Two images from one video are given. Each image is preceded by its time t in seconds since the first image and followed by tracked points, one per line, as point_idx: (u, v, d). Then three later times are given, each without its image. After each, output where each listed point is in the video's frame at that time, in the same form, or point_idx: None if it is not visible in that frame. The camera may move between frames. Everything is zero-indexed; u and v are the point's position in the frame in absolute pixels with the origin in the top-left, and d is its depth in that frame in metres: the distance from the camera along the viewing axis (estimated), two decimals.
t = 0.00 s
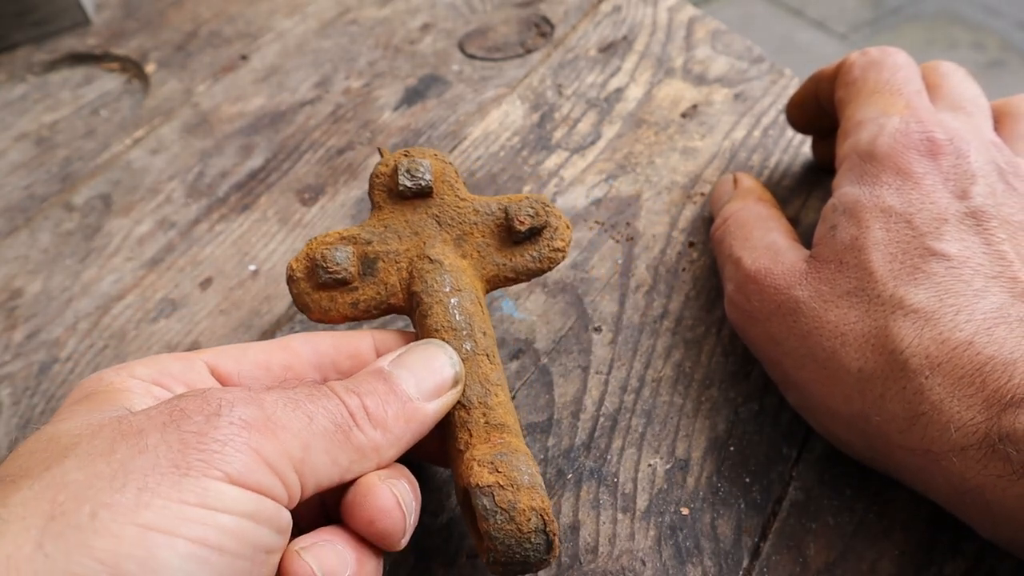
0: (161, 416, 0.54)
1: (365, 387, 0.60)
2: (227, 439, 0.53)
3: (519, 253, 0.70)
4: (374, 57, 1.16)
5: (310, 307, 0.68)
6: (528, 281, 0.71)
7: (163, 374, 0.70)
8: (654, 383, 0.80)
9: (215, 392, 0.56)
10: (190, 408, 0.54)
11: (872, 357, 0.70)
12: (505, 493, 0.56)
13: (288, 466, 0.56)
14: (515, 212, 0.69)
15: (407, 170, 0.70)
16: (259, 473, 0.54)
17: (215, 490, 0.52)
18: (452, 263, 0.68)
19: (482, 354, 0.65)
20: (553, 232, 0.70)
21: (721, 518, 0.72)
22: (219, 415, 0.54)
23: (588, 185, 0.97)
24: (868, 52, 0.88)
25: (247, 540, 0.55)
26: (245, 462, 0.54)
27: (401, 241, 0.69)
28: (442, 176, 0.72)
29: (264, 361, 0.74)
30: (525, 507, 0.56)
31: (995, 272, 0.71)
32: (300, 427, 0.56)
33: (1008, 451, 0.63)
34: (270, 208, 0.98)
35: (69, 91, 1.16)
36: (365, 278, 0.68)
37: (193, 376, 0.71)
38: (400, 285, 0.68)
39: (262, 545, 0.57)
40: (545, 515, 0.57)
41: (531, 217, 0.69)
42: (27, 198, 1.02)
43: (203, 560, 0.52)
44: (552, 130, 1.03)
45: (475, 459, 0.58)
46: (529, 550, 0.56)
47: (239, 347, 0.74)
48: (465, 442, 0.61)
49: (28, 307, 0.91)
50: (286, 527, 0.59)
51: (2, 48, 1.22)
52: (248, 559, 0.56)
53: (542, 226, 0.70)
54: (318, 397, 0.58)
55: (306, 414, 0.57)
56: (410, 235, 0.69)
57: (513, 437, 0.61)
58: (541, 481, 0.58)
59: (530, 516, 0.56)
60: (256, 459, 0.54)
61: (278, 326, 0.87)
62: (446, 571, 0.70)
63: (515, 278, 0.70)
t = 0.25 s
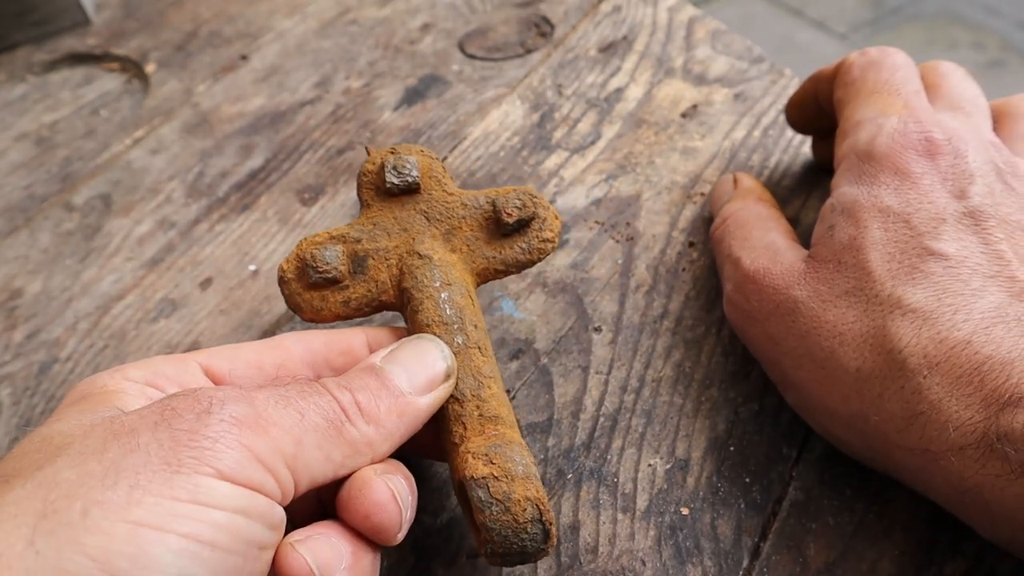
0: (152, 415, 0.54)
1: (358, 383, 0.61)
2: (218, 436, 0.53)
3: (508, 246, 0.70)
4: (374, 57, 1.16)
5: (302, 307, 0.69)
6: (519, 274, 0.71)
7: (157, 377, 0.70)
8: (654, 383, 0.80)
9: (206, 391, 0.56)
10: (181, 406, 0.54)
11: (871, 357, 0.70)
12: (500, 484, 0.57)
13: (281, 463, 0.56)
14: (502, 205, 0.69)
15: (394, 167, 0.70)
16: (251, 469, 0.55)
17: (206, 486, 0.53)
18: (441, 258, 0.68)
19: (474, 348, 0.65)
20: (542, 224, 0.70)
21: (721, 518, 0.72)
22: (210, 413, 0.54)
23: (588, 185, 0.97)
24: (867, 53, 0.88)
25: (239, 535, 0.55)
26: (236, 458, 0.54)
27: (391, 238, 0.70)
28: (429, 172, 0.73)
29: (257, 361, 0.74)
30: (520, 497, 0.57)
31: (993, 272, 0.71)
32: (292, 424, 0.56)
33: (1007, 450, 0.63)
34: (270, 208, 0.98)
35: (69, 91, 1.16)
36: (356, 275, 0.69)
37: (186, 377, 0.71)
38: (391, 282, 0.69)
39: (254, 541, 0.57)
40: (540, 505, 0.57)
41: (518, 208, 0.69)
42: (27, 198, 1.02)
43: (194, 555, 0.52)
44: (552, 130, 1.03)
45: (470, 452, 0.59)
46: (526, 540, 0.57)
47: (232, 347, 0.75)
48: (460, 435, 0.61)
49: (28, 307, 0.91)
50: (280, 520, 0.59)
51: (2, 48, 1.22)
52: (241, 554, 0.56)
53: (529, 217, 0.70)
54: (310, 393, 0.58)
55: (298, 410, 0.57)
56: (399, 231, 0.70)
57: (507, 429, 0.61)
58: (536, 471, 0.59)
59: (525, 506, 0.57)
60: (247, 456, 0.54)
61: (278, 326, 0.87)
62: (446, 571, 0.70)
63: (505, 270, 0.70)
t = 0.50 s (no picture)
0: (123, 409, 0.56)
1: (333, 367, 0.62)
2: (188, 422, 0.55)
3: (476, 229, 0.70)
4: (374, 57, 1.16)
5: (278, 305, 0.69)
6: (492, 257, 0.72)
7: (136, 385, 0.71)
8: (654, 383, 0.80)
9: (178, 383, 0.57)
10: (151, 398, 0.56)
11: (870, 357, 0.70)
12: (483, 452, 0.57)
13: (253, 447, 0.57)
14: (467, 189, 0.70)
15: (359, 162, 0.71)
16: (224, 452, 0.55)
17: (177, 470, 0.54)
18: (412, 245, 0.69)
19: (451, 328, 0.65)
20: (509, 205, 0.71)
21: (721, 518, 0.72)
22: (179, 401, 0.56)
23: (588, 185, 0.97)
24: (864, 54, 0.88)
25: (216, 519, 0.56)
26: (206, 443, 0.55)
27: (361, 230, 0.70)
28: (394, 166, 0.73)
29: (233, 361, 0.75)
30: (504, 464, 0.57)
31: (992, 271, 0.71)
32: (264, 408, 0.58)
33: (1006, 450, 0.63)
34: (270, 208, 0.98)
35: (69, 91, 1.16)
36: (329, 269, 0.69)
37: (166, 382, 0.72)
38: (365, 272, 0.69)
39: (231, 527, 0.57)
40: (525, 471, 0.57)
41: (484, 191, 0.70)
42: (27, 198, 1.02)
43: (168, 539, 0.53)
44: (552, 130, 1.03)
45: (451, 427, 0.59)
46: (514, 507, 0.57)
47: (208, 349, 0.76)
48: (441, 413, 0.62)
49: (28, 307, 0.91)
50: (262, 503, 0.60)
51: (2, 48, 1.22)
52: (220, 539, 0.57)
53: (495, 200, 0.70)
54: (282, 380, 0.60)
55: (270, 396, 0.58)
56: (369, 223, 0.70)
57: (487, 401, 0.61)
58: (518, 439, 0.59)
59: (510, 473, 0.57)
60: (219, 440, 0.55)
61: (278, 325, 0.87)
62: (446, 571, 0.70)
63: (477, 254, 0.70)
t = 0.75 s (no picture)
0: (116, 413, 0.56)
1: (327, 367, 0.63)
2: (180, 424, 0.55)
3: (468, 225, 0.70)
4: (374, 57, 1.16)
5: (271, 306, 0.69)
6: (485, 252, 0.72)
7: (131, 387, 0.71)
8: (654, 383, 0.80)
9: (171, 385, 0.58)
10: (144, 400, 0.56)
11: (870, 357, 0.70)
12: (478, 448, 0.57)
13: (247, 447, 0.57)
14: (459, 185, 0.70)
15: (349, 161, 0.71)
16: (218, 453, 0.56)
17: (170, 473, 0.53)
18: (404, 242, 0.69)
19: (445, 324, 0.65)
20: (501, 200, 0.71)
21: (721, 518, 0.72)
22: (172, 403, 0.56)
23: (588, 185, 0.97)
24: (863, 54, 0.88)
25: (211, 520, 0.56)
26: (199, 445, 0.55)
27: (353, 229, 0.70)
28: (386, 163, 0.73)
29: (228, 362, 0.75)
30: (498, 459, 0.57)
31: (991, 271, 0.71)
32: (258, 409, 0.58)
33: (1006, 450, 0.63)
34: (270, 208, 0.98)
35: (69, 91, 1.16)
36: (322, 269, 0.69)
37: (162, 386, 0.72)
38: (358, 271, 0.69)
39: (227, 527, 0.57)
40: (521, 466, 0.57)
41: (475, 187, 0.70)
42: (27, 198, 1.02)
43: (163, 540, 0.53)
44: (552, 130, 1.03)
45: (445, 423, 0.59)
46: (510, 503, 0.57)
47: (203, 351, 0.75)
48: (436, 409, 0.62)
49: (28, 307, 0.91)
50: (257, 504, 0.60)
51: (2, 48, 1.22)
52: (215, 540, 0.57)
53: (487, 195, 0.70)
54: (276, 380, 0.60)
55: (264, 395, 0.59)
56: (362, 222, 0.70)
57: (483, 396, 0.61)
58: (513, 433, 0.59)
59: (506, 468, 0.57)
60: (212, 441, 0.55)
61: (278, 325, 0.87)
62: (446, 571, 0.70)
63: (470, 250, 0.70)
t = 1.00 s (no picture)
0: (114, 415, 0.56)
1: (326, 367, 0.62)
2: (179, 426, 0.55)
3: (469, 225, 0.70)
4: (374, 57, 1.16)
5: (271, 305, 0.69)
6: (485, 252, 0.72)
7: (130, 387, 0.71)
8: (654, 383, 0.80)
9: (170, 387, 0.58)
10: (142, 403, 0.56)
11: (870, 357, 0.70)
12: (477, 449, 0.57)
13: (246, 449, 0.57)
14: (459, 184, 0.70)
15: (349, 160, 0.71)
16: (216, 455, 0.56)
17: (168, 475, 0.54)
18: (404, 242, 0.69)
19: (445, 324, 0.65)
20: (502, 200, 0.71)
21: (721, 518, 0.72)
22: (170, 405, 0.56)
23: (588, 185, 0.97)
24: (863, 54, 0.88)
25: (209, 523, 0.56)
26: (197, 447, 0.55)
27: (353, 229, 0.70)
28: (387, 164, 0.73)
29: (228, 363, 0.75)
30: (498, 461, 0.57)
31: (991, 271, 0.71)
32: (256, 411, 0.58)
33: (1006, 450, 0.63)
34: (270, 208, 0.98)
35: (69, 91, 1.16)
36: (322, 269, 0.69)
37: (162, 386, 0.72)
38: (358, 271, 0.69)
39: (225, 530, 0.57)
40: (520, 467, 0.57)
41: (476, 186, 0.70)
42: (27, 198, 1.02)
43: (161, 543, 0.53)
44: (552, 130, 1.03)
45: (445, 424, 0.59)
46: (509, 504, 0.57)
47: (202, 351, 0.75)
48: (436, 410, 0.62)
49: (28, 307, 0.91)
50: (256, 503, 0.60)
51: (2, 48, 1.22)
52: (213, 542, 0.57)
53: (488, 195, 0.70)
54: (275, 381, 0.60)
55: (262, 398, 0.59)
56: (362, 222, 0.70)
57: (482, 397, 0.61)
58: (512, 435, 0.59)
59: (505, 469, 0.57)
60: (211, 443, 0.55)
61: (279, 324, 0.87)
62: (446, 571, 0.70)
63: (470, 249, 0.70)
